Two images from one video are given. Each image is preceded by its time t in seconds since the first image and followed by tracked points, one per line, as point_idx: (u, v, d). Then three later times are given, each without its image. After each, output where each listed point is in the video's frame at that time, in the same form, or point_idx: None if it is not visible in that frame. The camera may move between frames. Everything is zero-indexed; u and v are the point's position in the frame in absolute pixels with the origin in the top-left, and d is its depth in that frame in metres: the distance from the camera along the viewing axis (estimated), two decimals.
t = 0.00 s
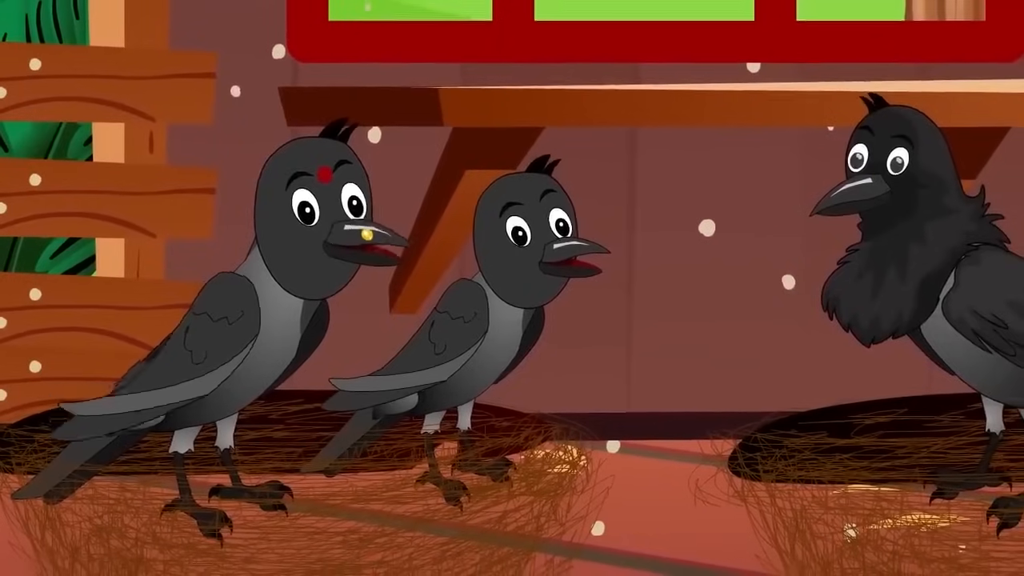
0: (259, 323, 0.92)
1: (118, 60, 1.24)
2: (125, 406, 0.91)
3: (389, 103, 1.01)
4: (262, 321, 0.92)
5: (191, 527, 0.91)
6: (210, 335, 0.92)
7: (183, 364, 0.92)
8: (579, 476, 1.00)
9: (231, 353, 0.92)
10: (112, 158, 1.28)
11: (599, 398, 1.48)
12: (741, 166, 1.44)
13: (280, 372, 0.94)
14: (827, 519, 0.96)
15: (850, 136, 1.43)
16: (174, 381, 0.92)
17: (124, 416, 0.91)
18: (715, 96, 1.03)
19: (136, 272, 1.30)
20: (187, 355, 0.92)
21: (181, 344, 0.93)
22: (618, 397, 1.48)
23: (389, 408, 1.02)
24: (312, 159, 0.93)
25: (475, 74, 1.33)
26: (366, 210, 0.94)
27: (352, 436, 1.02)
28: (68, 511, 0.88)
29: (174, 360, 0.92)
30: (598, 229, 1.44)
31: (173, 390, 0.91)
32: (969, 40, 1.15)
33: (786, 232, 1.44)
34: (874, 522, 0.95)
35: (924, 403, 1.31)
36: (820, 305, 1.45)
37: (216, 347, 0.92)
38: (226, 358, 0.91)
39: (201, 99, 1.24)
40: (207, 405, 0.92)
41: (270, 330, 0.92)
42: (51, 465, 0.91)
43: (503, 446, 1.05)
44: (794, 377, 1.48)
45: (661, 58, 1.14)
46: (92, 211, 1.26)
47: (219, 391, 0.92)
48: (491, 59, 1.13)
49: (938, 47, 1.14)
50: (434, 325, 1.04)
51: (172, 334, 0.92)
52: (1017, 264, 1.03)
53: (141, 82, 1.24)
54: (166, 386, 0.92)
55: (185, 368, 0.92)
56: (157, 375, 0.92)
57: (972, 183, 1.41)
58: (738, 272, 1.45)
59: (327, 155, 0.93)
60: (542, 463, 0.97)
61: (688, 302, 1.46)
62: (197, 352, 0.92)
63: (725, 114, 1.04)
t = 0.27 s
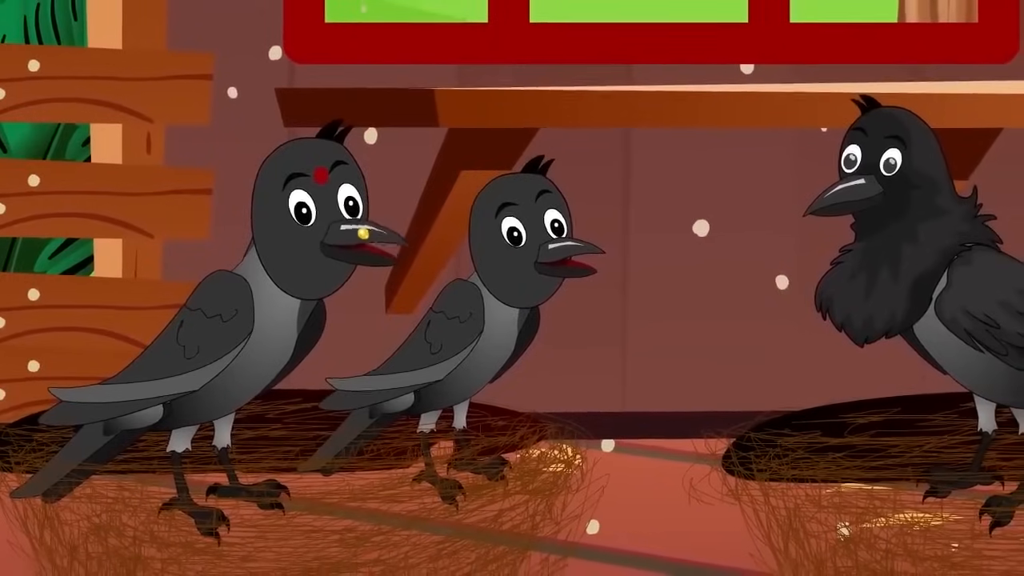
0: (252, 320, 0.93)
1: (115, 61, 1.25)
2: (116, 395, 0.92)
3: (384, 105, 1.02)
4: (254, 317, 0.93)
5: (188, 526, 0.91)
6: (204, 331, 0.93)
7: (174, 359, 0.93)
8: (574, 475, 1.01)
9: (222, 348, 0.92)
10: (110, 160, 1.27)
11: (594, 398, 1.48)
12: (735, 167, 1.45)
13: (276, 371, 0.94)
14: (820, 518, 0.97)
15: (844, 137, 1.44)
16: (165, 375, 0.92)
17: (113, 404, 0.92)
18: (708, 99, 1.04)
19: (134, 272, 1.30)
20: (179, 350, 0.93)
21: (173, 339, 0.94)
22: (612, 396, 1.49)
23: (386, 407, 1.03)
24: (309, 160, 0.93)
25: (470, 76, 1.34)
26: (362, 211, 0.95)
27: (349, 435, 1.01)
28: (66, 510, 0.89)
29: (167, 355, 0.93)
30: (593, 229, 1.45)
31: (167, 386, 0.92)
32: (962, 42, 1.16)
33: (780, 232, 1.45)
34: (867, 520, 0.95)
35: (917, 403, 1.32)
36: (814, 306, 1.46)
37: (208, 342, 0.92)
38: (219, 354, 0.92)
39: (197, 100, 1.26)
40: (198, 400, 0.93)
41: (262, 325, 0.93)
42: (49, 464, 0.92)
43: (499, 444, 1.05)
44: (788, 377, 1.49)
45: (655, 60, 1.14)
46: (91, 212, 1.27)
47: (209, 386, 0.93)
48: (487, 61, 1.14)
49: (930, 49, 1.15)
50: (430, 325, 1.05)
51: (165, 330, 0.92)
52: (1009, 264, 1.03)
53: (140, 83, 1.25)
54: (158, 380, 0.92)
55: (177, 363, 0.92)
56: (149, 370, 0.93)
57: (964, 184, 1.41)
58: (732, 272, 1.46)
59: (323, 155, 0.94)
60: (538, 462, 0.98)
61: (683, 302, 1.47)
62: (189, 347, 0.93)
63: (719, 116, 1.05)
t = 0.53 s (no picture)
0: (249, 319, 0.93)
1: (113, 62, 1.25)
2: (113, 395, 0.92)
3: (380, 107, 1.02)
4: (251, 317, 0.94)
5: (185, 525, 0.91)
6: (201, 331, 0.93)
7: (172, 359, 0.93)
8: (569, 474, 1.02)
9: (220, 347, 0.93)
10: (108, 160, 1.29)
11: (589, 397, 1.49)
12: (730, 168, 1.46)
13: (273, 370, 0.95)
14: (814, 517, 0.97)
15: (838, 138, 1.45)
16: (162, 374, 0.93)
17: (112, 404, 0.92)
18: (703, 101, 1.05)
19: (131, 272, 1.31)
20: (176, 349, 0.93)
21: (170, 339, 0.94)
22: (607, 395, 1.49)
23: (382, 407, 1.03)
24: (305, 161, 0.94)
25: (467, 78, 1.35)
26: (358, 211, 0.96)
27: (346, 435, 1.01)
28: (64, 509, 0.89)
29: (164, 355, 0.93)
30: (588, 230, 1.46)
31: (165, 386, 0.92)
32: (954, 44, 1.17)
33: (774, 233, 1.46)
34: (861, 519, 0.96)
35: (910, 403, 1.33)
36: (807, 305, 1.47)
37: (205, 342, 0.93)
38: (216, 353, 0.93)
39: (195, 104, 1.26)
40: (195, 400, 0.94)
41: (259, 325, 0.94)
42: (49, 463, 0.92)
43: (494, 443, 1.07)
44: (783, 376, 1.49)
45: (650, 61, 1.15)
46: (90, 213, 1.27)
47: (207, 386, 0.93)
48: (483, 62, 1.14)
49: (923, 51, 1.16)
50: (426, 325, 1.05)
51: (162, 330, 0.93)
52: (1000, 264, 1.04)
53: (138, 84, 1.25)
54: (155, 380, 0.93)
55: (175, 363, 0.93)
56: (146, 370, 0.93)
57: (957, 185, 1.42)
58: (726, 272, 1.47)
59: (320, 156, 0.94)
60: (533, 461, 0.99)
61: (677, 302, 1.48)
62: (187, 347, 0.93)
63: (713, 117, 1.05)
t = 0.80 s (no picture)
0: (246, 320, 0.94)
1: (111, 64, 1.26)
2: (111, 394, 0.93)
3: (375, 108, 1.03)
4: (248, 317, 0.94)
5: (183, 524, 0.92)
6: (198, 331, 0.94)
7: (170, 359, 0.94)
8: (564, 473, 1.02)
9: (217, 347, 0.93)
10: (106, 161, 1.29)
11: (584, 397, 1.50)
12: (724, 169, 1.46)
13: (270, 370, 0.96)
14: (808, 515, 0.98)
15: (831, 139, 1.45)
16: (160, 374, 0.94)
17: (110, 404, 0.92)
18: (697, 102, 1.05)
19: (129, 272, 1.32)
20: (174, 349, 0.94)
21: (168, 339, 0.95)
22: (602, 395, 1.50)
23: (378, 406, 1.04)
24: (302, 162, 0.95)
25: (463, 80, 1.35)
26: (355, 212, 0.96)
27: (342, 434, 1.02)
28: (62, 508, 0.90)
29: (161, 354, 0.94)
30: (583, 230, 1.46)
31: (163, 385, 0.93)
32: (946, 47, 1.18)
33: (768, 234, 1.47)
34: (853, 518, 0.97)
35: (903, 402, 1.33)
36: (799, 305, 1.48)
37: (203, 341, 0.94)
38: (214, 352, 0.93)
39: (193, 105, 1.26)
40: (192, 399, 0.94)
41: (256, 325, 0.94)
42: (48, 462, 0.93)
43: (489, 442, 1.07)
44: (777, 376, 1.50)
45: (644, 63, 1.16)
46: (89, 214, 1.28)
47: (204, 386, 0.94)
48: (478, 64, 1.15)
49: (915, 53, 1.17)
50: (422, 325, 1.06)
51: (160, 329, 0.94)
52: (992, 264, 1.05)
53: (135, 86, 1.26)
54: (153, 379, 0.93)
55: (172, 362, 0.94)
56: (145, 369, 0.94)
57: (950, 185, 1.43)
58: (721, 272, 1.47)
59: (317, 157, 0.95)
60: (528, 460, 1.00)
61: (672, 302, 1.48)
62: (184, 347, 0.94)
63: (707, 119, 1.06)
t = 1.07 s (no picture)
0: (243, 319, 0.94)
1: (110, 66, 1.27)
2: (108, 394, 0.93)
3: (371, 110, 1.04)
4: (245, 317, 0.94)
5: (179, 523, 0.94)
6: (196, 330, 0.94)
7: (167, 358, 0.94)
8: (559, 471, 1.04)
9: (214, 347, 0.94)
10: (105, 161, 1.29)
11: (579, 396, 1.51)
12: (718, 170, 1.47)
13: (267, 370, 0.96)
14: (802, 514, 0.99)
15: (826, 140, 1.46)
16: (157, 373, 0.94)
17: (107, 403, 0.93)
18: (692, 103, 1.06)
19: (127, 273, 1.32)
20: (172, 349, 0.94)
21: (166, 338, 0.95)
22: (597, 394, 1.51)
23: (373, 405, 1.05)
24: (300, 163, 0.96)
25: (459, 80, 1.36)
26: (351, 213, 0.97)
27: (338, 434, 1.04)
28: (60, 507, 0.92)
29: (159, 353, 0.95)
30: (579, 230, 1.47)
31: (161, 385, 0.94)
32: (937, 48, 1.19)
33: (762, 234, 1.48)
34: (847, 516, 0.98)
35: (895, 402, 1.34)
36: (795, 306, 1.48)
37: (200, 341, 0.94)
38: (211, 353, 0.94)
39: (191, 105, 1.29)
40: (190, 398, 0.95)
41: (253, 325, 0.94)
42: (44, 461, 0.95)
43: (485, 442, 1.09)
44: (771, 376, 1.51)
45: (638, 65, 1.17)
46: (89, 215, 1.29)
47: (202, 384, 0.94)
48: (474, 66, 1.16)
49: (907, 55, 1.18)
50: (418, 325, 1.07)
51: (157, 329, 0.94)
52: (984, 264, 1.06)
53: (134, 88, 1.27)
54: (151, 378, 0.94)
55: (170, 362, 0.94)
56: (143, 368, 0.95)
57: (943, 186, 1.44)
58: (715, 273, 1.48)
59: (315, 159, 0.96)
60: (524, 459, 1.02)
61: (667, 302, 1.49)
62: (182, 347, 0.94)
63: (704, 119, 1.06)
